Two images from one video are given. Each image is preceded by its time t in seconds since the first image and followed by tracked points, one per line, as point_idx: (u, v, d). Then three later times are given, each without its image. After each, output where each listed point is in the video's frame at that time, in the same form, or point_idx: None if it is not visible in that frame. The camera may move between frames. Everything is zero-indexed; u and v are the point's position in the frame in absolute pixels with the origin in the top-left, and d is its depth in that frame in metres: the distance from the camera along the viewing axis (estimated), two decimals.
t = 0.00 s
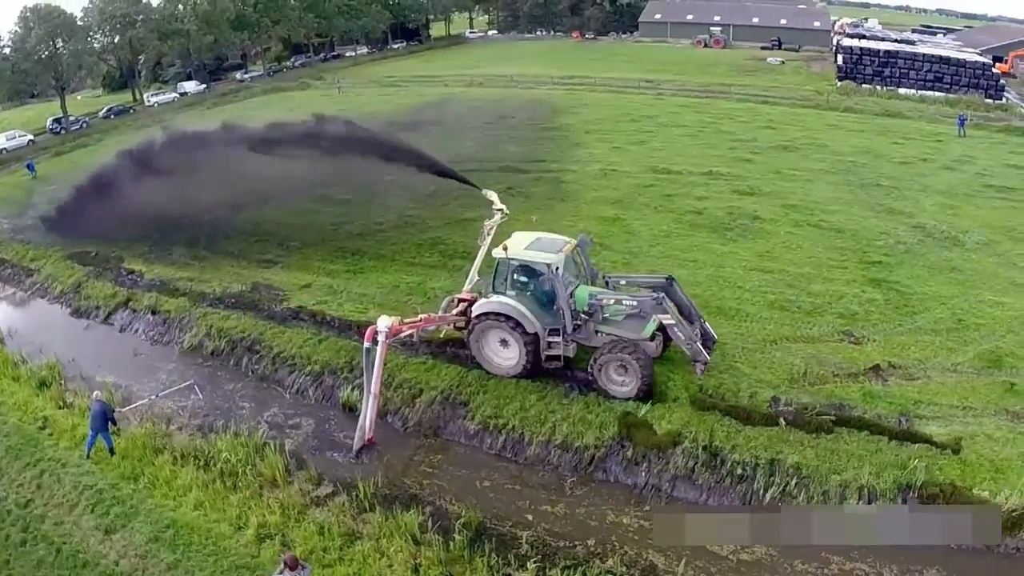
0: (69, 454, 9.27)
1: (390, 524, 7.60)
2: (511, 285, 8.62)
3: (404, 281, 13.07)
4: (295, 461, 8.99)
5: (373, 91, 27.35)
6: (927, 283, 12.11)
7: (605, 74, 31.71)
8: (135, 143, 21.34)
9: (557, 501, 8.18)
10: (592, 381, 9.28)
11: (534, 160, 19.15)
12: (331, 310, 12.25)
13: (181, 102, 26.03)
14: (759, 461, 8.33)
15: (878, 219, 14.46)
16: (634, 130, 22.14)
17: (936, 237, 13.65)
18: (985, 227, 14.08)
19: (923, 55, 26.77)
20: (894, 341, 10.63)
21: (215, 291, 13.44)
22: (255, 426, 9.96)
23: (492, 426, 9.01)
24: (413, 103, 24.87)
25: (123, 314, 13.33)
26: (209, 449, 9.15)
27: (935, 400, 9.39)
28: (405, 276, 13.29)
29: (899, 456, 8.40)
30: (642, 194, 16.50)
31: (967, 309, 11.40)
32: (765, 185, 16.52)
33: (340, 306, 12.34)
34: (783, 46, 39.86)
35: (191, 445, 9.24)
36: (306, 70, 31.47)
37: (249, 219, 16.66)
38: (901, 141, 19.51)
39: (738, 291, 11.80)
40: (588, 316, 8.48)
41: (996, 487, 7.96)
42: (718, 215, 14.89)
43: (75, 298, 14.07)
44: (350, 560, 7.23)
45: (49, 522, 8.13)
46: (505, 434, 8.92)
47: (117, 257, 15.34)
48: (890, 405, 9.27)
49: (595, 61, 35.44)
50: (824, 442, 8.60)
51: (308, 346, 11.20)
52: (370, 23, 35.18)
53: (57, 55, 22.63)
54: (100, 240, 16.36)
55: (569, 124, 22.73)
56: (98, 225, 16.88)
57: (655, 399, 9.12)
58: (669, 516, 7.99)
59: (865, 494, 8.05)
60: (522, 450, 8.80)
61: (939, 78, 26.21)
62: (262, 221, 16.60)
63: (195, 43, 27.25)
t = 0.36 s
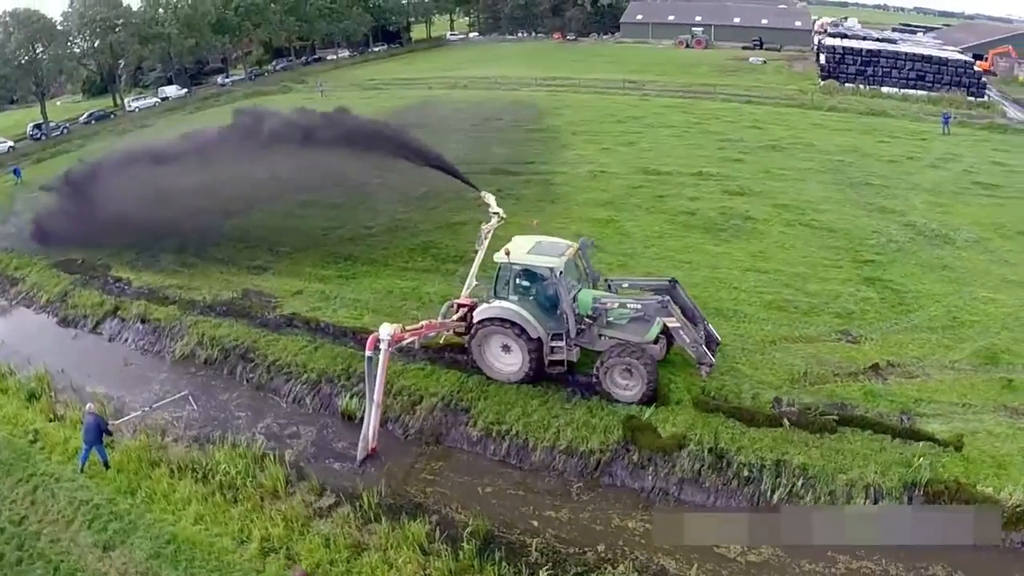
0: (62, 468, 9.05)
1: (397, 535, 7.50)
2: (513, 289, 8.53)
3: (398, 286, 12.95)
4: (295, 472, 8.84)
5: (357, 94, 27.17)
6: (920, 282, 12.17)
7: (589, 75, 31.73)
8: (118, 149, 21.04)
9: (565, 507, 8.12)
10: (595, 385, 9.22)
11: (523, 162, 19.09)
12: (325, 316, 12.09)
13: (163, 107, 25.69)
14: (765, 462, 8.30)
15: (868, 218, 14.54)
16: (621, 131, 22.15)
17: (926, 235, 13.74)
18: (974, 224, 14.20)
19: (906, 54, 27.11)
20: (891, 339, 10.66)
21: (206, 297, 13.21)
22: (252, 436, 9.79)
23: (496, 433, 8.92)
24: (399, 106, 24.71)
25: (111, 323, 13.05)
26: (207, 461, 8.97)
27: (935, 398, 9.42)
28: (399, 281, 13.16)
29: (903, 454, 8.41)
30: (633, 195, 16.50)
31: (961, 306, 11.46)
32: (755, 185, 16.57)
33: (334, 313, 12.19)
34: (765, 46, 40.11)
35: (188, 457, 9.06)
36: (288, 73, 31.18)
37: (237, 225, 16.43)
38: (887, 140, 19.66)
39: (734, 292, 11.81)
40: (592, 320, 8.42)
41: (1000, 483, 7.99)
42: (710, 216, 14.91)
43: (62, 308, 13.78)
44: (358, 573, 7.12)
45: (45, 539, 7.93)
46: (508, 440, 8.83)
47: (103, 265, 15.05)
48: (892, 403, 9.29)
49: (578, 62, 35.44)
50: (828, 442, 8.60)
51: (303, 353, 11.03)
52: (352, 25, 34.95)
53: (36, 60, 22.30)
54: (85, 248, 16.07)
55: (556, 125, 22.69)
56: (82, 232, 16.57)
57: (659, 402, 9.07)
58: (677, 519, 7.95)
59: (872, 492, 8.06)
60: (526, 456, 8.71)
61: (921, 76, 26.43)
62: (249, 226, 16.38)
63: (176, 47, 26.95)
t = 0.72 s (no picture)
0: (67, 475, 8.93)
1: (413, 540, 7.44)
2: (526, 291, 8.50)
3: (402, 288, 12.90)
4: (306, 477, 8.74)
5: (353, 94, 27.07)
6: (924, 280, 12.21)
7: (584, 74, 31.74)
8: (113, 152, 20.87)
9: (581, 508, 8.10)
10: (607, 386, 9.21)
11: (522, 163, 19.07)
12: (330, 318, 12.02)
13: (156, 108, 25.51)
14: (780, 462, 8.31)
15: (870, 217, 14.59)
16: (619, 131, 22.16)
17: (928, 234, 13.78)
18: (975, 223, 14.25)
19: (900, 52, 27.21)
20: (898, 338, 10.67)
21: (207, 299, 13.04)
22: (259, 440, 9.69)
23: (509, 435, 8.88)
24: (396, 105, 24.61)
25: (112, 327, 12.83)
26: (215, 467, 8.87)
27: (944, 396, 9.44)
28: (403, 283, 13.11)
29: (916, 452, 8.42)
30: (634, 196, 16.51)
31: (965, 305, 11.47)
32: (756, 185, 16.62)
33: (339, 315, 12.11)
34: (759, 45, 40.22)
35: (195, 463, 8.97)
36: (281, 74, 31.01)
37: (235, 226, 16.32)
38: (884, 139, 19.75)
39: (740, 292, 11.84)
40: (606, 322, 8.41)
41: (1012, 480, 8.01)
42: (713, 217, 14.94)
43: (61, 311, 13.57)
44: None
45: (52, 548, 7.82)
46: (522, 442, 8.78)
47: (102, 268, 14.85)
48: (903, 402, 9.30)
49: (572, 61, 35.43)
50: (841, 441, 8.61)
51: (309, 356, 10.92)
52: (345, 25, 34.82)
53: (29, 61, 22.15)
54: (83, 250, 15.91)
55: (554, 125, 22.67)
56: (78, 233, 16.39)
57: (672, 403, 9.07)
58: (694, 520, 7.93)
59: (886, 491, 8.08)
60: (541, 458, 8.67)
61: (916, 75, 26.59)
62: (249, 228, 16.26)
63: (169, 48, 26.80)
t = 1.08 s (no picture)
0: (76, 482, 8.61)
1: (434, 544, 7.35)
2: (544, 292, 8.50)
3: (411, 290, 12.89)
4: (322, 482, 8.58)
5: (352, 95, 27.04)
6: (931, 280, 12.24)
7: (582, 75, 31.80)
8: (111, 155, 20.73)
9: (601, 511, 8.08)
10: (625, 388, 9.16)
11: (525, 164, 19.08)
12: (340, 321, 11.96)
13: (153, 109, 25.35)
14: (797, 462, 8.32)
15: (874, 218, 14.66)
16: (621, 133, 22.21)
17: (933, 234, 13.84)
18: (979, 222, 14.33)
19: (898, 53, 27.13)
20: (909, 338, 10.70)
21: (214, 301, 12.88)
22: (271, 444, 9.51)
23: (525, 438, 8.85)
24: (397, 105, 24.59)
25: (116, 330, 12.43)
26: (227, 472, 8.64)
27: (956, 396, 9.46)
28: (411, 285, 13.09)
29: (931, 452, 8.44)
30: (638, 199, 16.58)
31: (973, 305, 11.49)
32: (760, 187, 16.67)
33: (348, 317, 12.06)
34: (755, 45, 40.42)
35: (206, 468, 8.75)
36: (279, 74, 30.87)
37: (237, 226, 16.15)
38: (885, 139, 19.86)
39: (749, 292, 11.88)
40: (624, 323, 8.45)
41: None
42: (719, 219, 15.00)
43: (63, 314, 13.10)
44: None
45: (63, 557, 7.55)
46: (539, 445, 8.76)
47: (104, 269, 14.44)
48: (916, 402, 9.32)
49: (570, 62, 35.49)
50: (857, 441, 8.62)
51: (320, 358, 10.77)
52: (342, 26, 34.75)
53: (25, 62, 22.03)
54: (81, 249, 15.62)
55: (555, 126, 22.69)
56: (77, 234, 16.18)
57: (688, 404, 9.09)
58: (715, 523, 7.92)
59: (903, 490, 8.09)
60: (558, 461, 8.65)
61: (914, 75, 26.75)
62: (251, 228, 16.10)
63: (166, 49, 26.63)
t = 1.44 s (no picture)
0: (82, 491, 8.28)
1: (454, 550, 7.27)
2: (558, 294, 8.52)
3: (416, 292, 12.87)
4: (337, 489, 8.40)
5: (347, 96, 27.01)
6: (935, 278, 12.30)
7: (577, 75, 31.91)
8: (106, 159, 20.55)
9: (620, 514, 8.07)
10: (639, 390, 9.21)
11: (525, 165, 19.08)
12: (346, 324, 11.88)
13: (146, 112, 25.18)
14: (812, 461, 8.34)
15: (876, 217, 14.74)
16: (619, 134, 22.28)
17: (935, 232, 13.92)
18: (979, 220, 14.42)
19: (892, 52, 27.67)
20: (916, 336, 10.74)
21: (216, 305, 12.75)
22: (280, 450, 9.33)
23: (541, 441, 8.83)
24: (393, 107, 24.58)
25: (117, 335, 12.24)
26: (238, 479, 8.41)
27: (966, 393, 9.48)
28: (416, 288, 13.06)
29: (944, 449, 8.46)
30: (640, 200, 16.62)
31: (977, 303, 11.53)
32: (761, 190, 16.75)
33: (354, 321, 11.99)
34: (749, 45, 40.72)
35: (216, 475, 8.49)
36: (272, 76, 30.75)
37: (236, 230, 16.00)
38: (882, 138, 20.03)
39: (755, 292, 11.95)
40: (640, 325, 8.46)
41: None
42: (722, 220, 15.08)
43: (63, 320, 12.92)
44: None
45: (73, 569, 7.27)
46: (554, 448, 8.75)
47: (102, 273, 14.30)
48: (926, 399, 9.35)
49: (564, 62, 35.62)
50: (870, 439, 8.64)
51: (328, 363, 10.62)
52: (335, 27, 34.69)
53: (17, 65, 21.89)
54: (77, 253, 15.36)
55: (553, 126, 22.72)
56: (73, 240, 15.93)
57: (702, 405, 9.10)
58: (732, 524, 7.92)
59: (918, 488, 8.10)
60: (575, 464, 8.64)
61: (908, 74, 26.99)
62: (251, 231, 15.96)
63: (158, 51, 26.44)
